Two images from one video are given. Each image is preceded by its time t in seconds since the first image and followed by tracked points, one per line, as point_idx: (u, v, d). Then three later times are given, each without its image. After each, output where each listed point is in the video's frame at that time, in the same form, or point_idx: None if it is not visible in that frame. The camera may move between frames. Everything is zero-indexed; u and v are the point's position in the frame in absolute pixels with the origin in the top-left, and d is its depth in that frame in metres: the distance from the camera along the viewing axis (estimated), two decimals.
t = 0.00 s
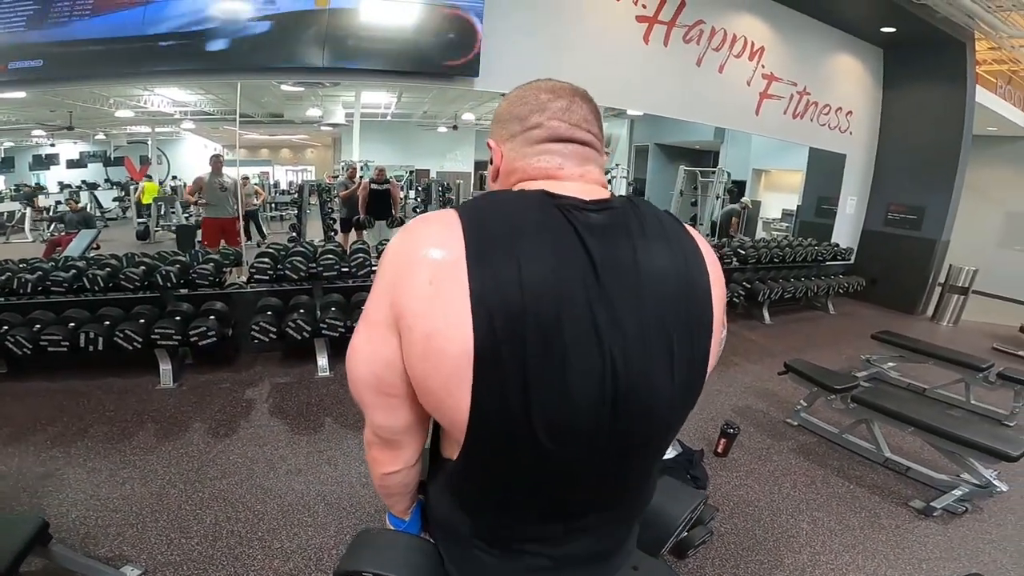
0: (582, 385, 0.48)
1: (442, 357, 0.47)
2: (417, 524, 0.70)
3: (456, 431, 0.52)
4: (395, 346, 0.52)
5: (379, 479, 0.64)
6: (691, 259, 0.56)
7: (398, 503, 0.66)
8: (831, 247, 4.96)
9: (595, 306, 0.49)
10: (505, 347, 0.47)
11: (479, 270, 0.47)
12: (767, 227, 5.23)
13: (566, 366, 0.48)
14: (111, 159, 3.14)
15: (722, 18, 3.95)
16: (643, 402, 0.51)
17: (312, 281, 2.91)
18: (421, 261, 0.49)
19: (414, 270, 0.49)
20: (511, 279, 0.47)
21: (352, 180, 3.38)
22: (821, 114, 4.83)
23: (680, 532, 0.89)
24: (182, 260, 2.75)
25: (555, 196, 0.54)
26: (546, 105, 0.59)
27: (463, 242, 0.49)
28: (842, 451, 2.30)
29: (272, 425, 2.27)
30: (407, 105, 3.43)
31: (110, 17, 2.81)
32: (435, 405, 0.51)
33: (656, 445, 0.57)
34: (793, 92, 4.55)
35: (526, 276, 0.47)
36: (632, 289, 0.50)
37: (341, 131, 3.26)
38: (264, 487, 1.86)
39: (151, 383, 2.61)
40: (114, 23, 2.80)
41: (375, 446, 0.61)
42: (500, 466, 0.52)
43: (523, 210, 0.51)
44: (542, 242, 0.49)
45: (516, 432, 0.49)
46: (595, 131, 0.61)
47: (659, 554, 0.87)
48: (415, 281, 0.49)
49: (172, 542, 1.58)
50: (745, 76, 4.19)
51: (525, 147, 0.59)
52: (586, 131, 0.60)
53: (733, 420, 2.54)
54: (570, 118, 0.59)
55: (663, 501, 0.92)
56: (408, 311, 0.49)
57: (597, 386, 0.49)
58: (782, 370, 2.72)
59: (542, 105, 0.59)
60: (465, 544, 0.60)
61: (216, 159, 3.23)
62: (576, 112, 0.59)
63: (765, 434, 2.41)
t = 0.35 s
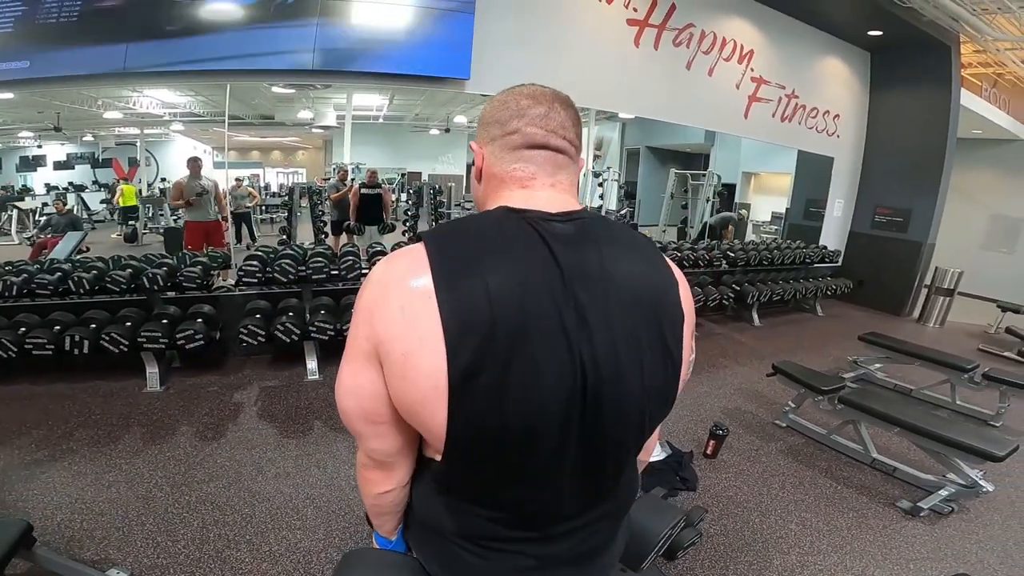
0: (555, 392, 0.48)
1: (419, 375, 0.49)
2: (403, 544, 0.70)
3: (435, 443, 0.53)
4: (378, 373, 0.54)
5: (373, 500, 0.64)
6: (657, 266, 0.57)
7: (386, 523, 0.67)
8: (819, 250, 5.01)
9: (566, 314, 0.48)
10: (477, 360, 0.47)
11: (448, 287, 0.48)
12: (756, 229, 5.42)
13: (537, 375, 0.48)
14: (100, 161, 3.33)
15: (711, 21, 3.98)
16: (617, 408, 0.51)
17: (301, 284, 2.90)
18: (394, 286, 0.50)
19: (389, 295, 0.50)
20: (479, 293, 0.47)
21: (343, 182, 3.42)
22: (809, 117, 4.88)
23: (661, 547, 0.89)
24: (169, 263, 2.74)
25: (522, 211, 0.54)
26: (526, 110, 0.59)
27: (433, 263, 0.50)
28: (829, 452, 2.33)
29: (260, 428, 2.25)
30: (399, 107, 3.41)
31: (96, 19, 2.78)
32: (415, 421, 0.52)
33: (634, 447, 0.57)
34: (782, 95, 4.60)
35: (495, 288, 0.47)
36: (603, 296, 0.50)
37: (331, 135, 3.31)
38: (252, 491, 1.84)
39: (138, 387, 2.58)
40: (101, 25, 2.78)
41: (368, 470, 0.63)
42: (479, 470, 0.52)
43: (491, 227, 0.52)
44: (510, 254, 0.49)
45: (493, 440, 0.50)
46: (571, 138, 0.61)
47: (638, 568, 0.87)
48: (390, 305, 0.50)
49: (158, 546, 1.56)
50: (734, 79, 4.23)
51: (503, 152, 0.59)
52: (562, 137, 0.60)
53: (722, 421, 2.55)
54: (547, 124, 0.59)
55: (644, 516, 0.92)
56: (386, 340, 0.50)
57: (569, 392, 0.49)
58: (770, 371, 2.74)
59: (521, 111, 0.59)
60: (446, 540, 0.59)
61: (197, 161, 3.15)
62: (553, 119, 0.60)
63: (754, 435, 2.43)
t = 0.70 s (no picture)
0: (538, 393, 0.48)
1: (406, 380, 0.49)
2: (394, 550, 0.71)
3: (425, 445, 0.53)
4: (368, 383, 0.54)
5: (369, 508, 0.64)
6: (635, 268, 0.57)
7: (380, 529, 0.67)
8: (814, 251, 5.03)
9: (547, 316, 0.48)
10: (461, 363, 0.47)
11: (430, 293, 0.48)
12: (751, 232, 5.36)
13: (520, 377, 0.48)
14: (93, 165, 3.31)
15: (704, 22, 4.00)
16: (599, 408, 0.52)
17: (295, 288, 2.89)
18: (381, 295, 0.50)
19: (375, 304, 0.50)
20: (461, 298, 0.47)
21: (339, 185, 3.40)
22: (802, 118, 4.91)
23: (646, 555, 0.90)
24: (163, 268, 2.75)
25: (503, 217, 0.55)
26: (509, 114, 0.59)
27: (416, 270, 0.50)
28: (825, 453, 2.33)
29: (255, 433, 2.24)
30: (395, 110, 3.36)
31: (89, 22, 2.77)
32: (406, 425, 0.52)
33: (616, 447, 0.57)
34: (774, 96, 4.62)
35: (476, 292, 0.47)
36: (584, 298, 0.50)
37: (327, 138, 3.29)
38: (247, 495, 1.83)
39: (131, 392, 2.57)
40: (95, 28, 2.77)
41: (363, 478, 0.62)
42: (467, 470, 0.53)
43: (472, 234, 0.52)
44: (490, 259, 0.49)
45: (479, 441, 0.50)
46: (555, 141, 0.61)
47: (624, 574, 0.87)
48: (376, 313, 0.50)
49: (152, 550, 1.55)
50: (727, 81, 4.25)
51: (488, 157, 0.59)
52: (546, 142, 0.60)
53: (717, 423, 2.56)
54: (531, 128, 0.59)
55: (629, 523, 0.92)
56: (375, 350, 0.50)
57: (552, 392, 0.49)
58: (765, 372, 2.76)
59: (505, 114, 0.59)
60: (436, 539, 0.59)
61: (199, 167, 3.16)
62: (538, 122, 0.59)
63: (749, 436, 2.44)
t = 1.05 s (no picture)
0: (528, 397, 0.49)
1: (394, 369, 0.49)
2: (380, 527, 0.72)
3: (414, 440, 0.53)
4: (352, 357, 0.53)
5: (352, 486, 0.65)
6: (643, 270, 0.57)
7: (366, 506, 0.68)
8: (813, 250, 5.04)
9: (540, 321, 0.49)
10: (451, 364, 0.48)
11: (423, 286, 0.48)
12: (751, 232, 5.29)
13: (511, 380, 0.49)
14: (94, 172, 3.42)
15: (699, 24, 4.02)
16: (590, 414, 0.52)
17: (295, 294, 2.90)
18: (369, 277, 0.50)
19: (364, 283, 0.50)
20: (453, 298, 0.47)
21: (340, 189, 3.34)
22: (798, 118, 4.92)
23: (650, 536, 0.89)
24: (162, 275, 2.74)
25: (500, 208, 0.54)
26: (494, 115, 0.60)
27: (410, 255, 0.50)
28: (826, 453, 2.33)
29: (256, 439, 2.24)
30: (393, 114, 3.40)
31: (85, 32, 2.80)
32: (392, 414, 0.52)
33: (611, 450, 0.57)
34: (771, 96, 4.64)
35: (471, 293, 0.48)
36: (579, 302, 0.51)
37: (326, 143, 3.30)
38: (249, 499, 1.84)
39: (133, 399, 2.57)
40: (91, 37, 2.80)
41: (347, 455, 0.63)
42: (457, 476, 0.53)
43: (468, 223, 0.52)
44: (488, 258, 0.49)
45: (469, 441, 0.51)
46: (543, 139, 0.62)
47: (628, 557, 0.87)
48: (365, 293, 0.50)
49: (154, 555, 1.56)
50: (723, 81, 4.26)
51: (475, 159, 0.60)
52: (535, 140, 0.61)
53: (718, 424, 2.56)
54: (519, 128, 0.60)
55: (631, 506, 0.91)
56: (361, 326, 0.50)
57: (543, 398, 0.50)
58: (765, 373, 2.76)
59: (491, 116, 0.60)
60: (428, 545, 0.60)
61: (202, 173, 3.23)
62: (524, 122, 0.61)
63: (750, 437, 2.44)
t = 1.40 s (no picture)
0: (520, 404, 0.50)
1: (384, 378, 0.49)
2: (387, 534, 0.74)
3: (409, 448, 0.54)
4: (342, 364, 0.54)
5: (351, 495, 0.66)
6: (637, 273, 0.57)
7: (369, 515, 0.69)
8: (820, 250, 5.01)
9: (531, 330, 0.50)
10: (441, 374, 0.48)
11: (414, 296, 0.49)
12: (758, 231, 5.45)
13: (502, 388, 0.49)
14: (103, 181, 3.35)
15: (699, 25, 4.02)
16: (585, 417, 0.52)
17: (301, 300, 2.92)
18: (360, 286, 0.51)
19: (356, 292, 0.50)
20: (443, 305, 0.48)
21: (346, 196, 3.41)
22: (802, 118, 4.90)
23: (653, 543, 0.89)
24: (170, 284, 2.77)
25: (492, 217, 0.55)
26: (494, 120, 0.61)
27: (401, 264, 0.51)
28: (835, 454, 2.32)
29: (264, 444, 2.26)
30: (397, 121, 3.44)
31: (91, 41, 2.82)
32: (385, 421, 0.53)
33: (608, 456, 0.57)
34: (773, 96, 4.62)
35: (461, 302, 0.48)
36: (570, 309, 0.51)
37: (331, 150, 3.35)
38: (257, 504, 1.85)
39: (143, 406, 2.60)
40: (96, 47, 2.81)
41: (343, 464, 0.64)
42: (453, 483, 0.54)
43: (459, 233, 0.53)
44: (478, 266, 0.50)
45: (462, 448, 0.51)
46: (542, 146, 0.63)
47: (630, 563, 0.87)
48: (357, 303, 0.50)
49: (164, 559, 1.57)
50: (724, 82, 4.26)
51: (473, 164, 0.61)
52: (534, 147, 0.62)
53: (725, 426, 2.56)
54: (517, 134, 0.61)
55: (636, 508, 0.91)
56: (351, 334, 0.51)
57: (535, 405, 0.50)
58: (772, 374, 2.75)
59: (491, 122, 0.62)
60: (427, 550, 0.60)
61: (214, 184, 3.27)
62: (523, 129, 0.62)
63: (757, 439, 2.43)
